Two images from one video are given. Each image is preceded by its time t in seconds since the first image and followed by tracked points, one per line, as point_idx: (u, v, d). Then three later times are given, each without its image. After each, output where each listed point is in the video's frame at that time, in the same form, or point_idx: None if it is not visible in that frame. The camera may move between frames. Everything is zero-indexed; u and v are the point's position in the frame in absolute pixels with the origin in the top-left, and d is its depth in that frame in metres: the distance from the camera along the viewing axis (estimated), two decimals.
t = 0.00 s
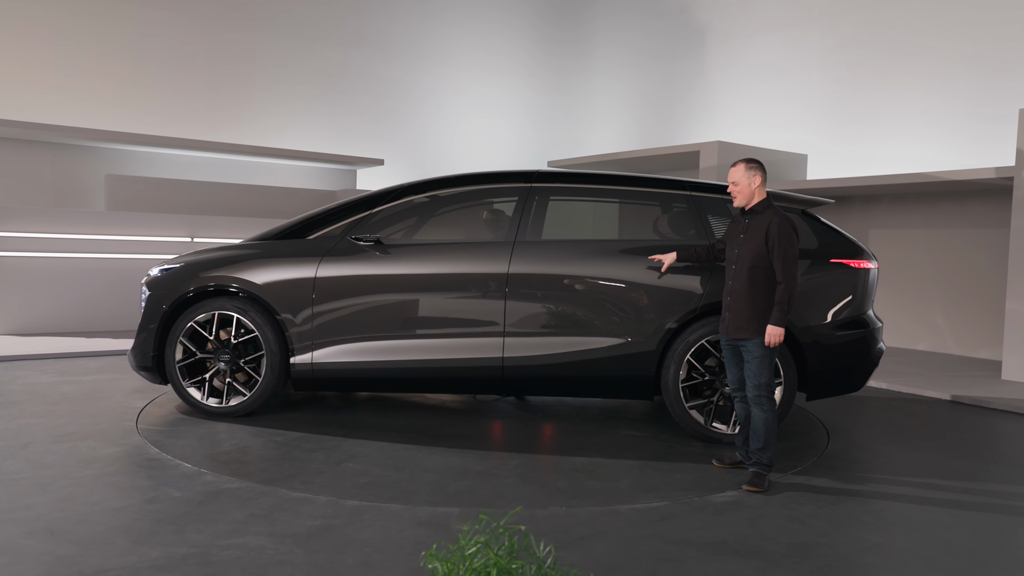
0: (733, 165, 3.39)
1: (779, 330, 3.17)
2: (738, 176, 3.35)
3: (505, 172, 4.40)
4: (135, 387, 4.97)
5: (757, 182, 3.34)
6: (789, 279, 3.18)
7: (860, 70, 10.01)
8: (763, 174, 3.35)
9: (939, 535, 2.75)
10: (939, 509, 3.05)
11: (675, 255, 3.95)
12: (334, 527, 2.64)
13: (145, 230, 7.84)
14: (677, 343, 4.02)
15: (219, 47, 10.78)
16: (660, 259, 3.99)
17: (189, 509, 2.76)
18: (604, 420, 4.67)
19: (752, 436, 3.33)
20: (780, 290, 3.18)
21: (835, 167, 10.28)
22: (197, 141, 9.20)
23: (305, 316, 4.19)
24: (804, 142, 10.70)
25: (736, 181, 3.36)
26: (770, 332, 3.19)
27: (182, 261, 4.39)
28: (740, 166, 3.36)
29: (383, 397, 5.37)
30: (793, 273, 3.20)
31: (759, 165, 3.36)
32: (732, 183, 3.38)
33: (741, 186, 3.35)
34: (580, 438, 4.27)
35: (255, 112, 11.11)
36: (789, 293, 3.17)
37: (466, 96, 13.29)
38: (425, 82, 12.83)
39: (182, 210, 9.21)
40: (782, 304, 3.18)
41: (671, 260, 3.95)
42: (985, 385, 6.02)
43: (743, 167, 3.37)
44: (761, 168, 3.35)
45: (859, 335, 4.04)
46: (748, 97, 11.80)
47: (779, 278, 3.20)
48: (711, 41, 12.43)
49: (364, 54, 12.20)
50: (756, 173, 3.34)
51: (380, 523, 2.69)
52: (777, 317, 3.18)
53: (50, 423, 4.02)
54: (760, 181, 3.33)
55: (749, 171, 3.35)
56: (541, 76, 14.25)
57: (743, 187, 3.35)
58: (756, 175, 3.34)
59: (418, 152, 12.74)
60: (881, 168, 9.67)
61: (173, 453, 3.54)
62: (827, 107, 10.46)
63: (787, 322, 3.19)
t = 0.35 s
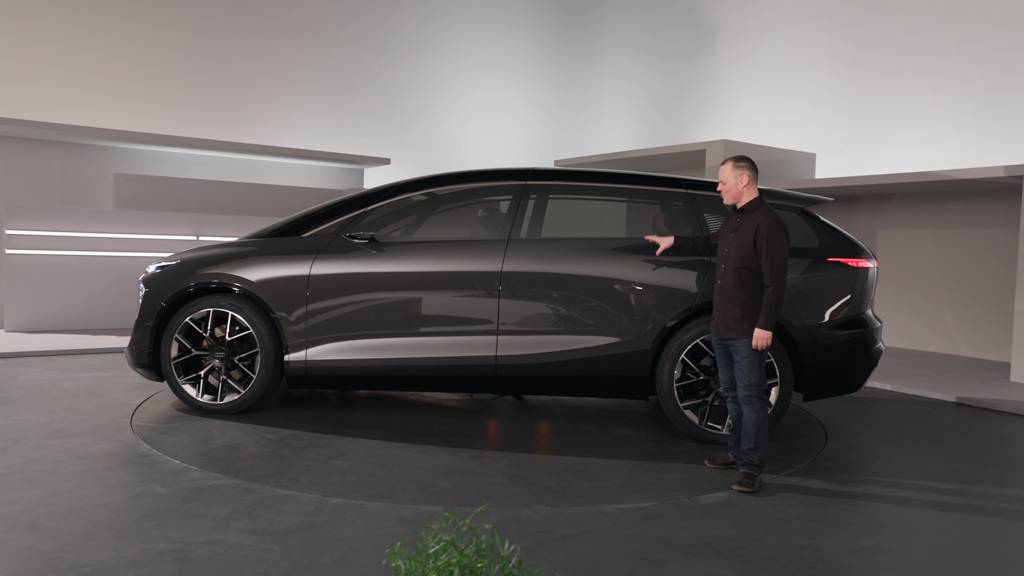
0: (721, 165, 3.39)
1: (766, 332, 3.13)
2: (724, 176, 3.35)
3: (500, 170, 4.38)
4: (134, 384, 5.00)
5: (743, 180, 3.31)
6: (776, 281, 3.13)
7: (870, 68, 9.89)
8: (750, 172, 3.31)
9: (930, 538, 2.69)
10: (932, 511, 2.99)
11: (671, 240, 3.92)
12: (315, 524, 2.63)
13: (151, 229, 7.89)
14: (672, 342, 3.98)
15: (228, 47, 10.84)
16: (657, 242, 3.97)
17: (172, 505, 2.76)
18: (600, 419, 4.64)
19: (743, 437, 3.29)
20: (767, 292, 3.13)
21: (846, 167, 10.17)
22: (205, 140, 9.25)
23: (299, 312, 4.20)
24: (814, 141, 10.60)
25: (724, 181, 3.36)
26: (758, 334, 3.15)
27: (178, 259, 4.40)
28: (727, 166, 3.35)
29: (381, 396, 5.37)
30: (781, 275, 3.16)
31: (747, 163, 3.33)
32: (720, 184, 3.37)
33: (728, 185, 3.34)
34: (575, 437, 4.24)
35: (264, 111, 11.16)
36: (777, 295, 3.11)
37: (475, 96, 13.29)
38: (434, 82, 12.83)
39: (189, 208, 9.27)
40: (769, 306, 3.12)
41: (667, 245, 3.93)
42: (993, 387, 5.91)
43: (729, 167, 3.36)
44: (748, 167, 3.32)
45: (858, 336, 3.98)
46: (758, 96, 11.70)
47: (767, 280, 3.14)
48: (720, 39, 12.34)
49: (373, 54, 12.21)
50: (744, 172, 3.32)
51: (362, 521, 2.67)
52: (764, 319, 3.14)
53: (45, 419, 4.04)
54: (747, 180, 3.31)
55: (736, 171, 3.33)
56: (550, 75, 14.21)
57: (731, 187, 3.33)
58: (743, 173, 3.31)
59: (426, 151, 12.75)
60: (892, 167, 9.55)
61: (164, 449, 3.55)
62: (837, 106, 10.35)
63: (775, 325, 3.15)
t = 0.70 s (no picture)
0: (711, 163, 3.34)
1: (753, 334, 3.08)
2: (713, 173, 3.31)
3: (495, 168, 4.35)
4: (133, 383, 5.02)
5: (732, 179, 3.27)
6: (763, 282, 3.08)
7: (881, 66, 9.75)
8: (739, 170, 3.26)
9: (921, 543, 2.63)
10: (926, 516, 2.92)
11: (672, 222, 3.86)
12: (294, 524, 2.61)
13: (157, 228, 7.93)
14: (667, 342, 3.93)
15: (237, 47, 10.88)
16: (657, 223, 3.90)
17: (154, 504, 2.76)
18: (596, 419, 4.59)
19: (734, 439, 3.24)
20: (754, 293, 3.08)
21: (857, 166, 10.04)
22: (211, 140, 9.28)
23: (292, 311, 4.18)
24: (825, 140, 10.47)
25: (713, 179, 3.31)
26: (745, 336, 3.11)
27: (173, 258, 4.41)
28: (716, 164, 3.31)
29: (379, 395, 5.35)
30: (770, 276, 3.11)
31: (736, 161, 3.28)
32: (710, 182, 3.33)
33: (718, 184, 3.30)
34: (569, 438, 4.20)
35: (272, 110, 11.19)
36: (764, 297, 3.06)
37: (483, 95, 13.26)
38: (442, 81, 12.81)
39: (196, 208, 9.31)
40: (756, 307, 3.08)
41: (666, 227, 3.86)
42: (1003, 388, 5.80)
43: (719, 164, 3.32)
44: (737, 165, 3.27)
45: (857, 336, 3.91)
46: (768, 94, 11.57)
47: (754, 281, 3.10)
48: (730, 36, 12.22)
49: (381, 53, 12.20)
50: (733, 170, 3.27)
51: (342, 521, 2.65)
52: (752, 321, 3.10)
53: (40, 418, 4.06)
54: (736, 178, 3.26)
55: (724, 169, 3.28)
56: (559, 74, 14.15)
57: (720, 186, 3.29)
58: (731, 172, 3.27)
59: (434, 151, 12.74)
60: (904, 165, 9.41)
61: (154, 448, 3.55)
62: (848, 104, 10.22)
63: (763, 326, 3.10)
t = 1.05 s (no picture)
0: (704, 161, 3.28)
1: (753, 333, 3.04)
2: (707, 173, 3.25)
3: (492, 169, 4.35)
4: (136, 383, 5.05)
5: (728, 177, 3.23)
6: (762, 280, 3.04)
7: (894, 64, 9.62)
8: (733, 169, 3.23)
9: (913, 550, 2.58)
10: (922, 522, 2.87)
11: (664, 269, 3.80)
12: (279, 525, 2.61)
13: (167, 229, 8.00)
14: (664, 344, 3.89)
15: (248, 48, 10.94)
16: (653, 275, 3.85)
17: (143, 504, 2.77)
18: (595, 421, 4.56)
19: (729, 443, 3.20)
20: (754, 291, 3.04)
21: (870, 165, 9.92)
22: (223, 142, 9.33)
23: (289, 310, 4.19)
24: (837, 140, 10.36)
25: (708, 178, 3.25)
26: (744, 335, 3.07)
27: (172, 259, 4.43)
28: (710, 162, 3.26)
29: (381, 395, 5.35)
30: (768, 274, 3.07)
31: (730, 160, 3.25)
32: (703, 181, 3.27)
33: (713, 183, 3.24)
34: (566, 440, 4.17)
35: (283, 111, 11.26)
36: (764, 295, 3.02)
37: (494, 96, 13.25)
38: (453, 82, 12.82)
39: (207, 209, 9.38)
40: (755, 306, 3.03)
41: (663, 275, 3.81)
42: (1014, 392, 5.68)
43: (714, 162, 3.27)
44: (731, 164, 3.24)
45: (857, 338, 3.85)
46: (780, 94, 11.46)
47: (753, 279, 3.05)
48: (742, 35, 12.13)
49: (392, 54, 12.23)
50: (728, 169, 3.24)
51: (327, 522, 2.65)
52: (751, 320, 3.05)
53: (41, 417, 4.09)
54: (732, 177, 3.23)
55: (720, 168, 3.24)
56: (571, 74, 14.11)
57: (717, 184, 3.23)
58: (726, 170, 3.23)
59: (444, 151, 12.75)
60: (917, 164, 9.28)
61: (150, 448, 3.57)
62: (861, 102, 10.10)
63: (762, 325, 3.06)
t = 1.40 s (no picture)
0: (703, 156, 3.22)
1: (758, 327, 3.01)
2: (710, 168, 3.20)
3: (491, 169, 4.35)
4: (142, 383, 5.10)
5: (729, 173, 3.22)
6: (766, 273, 3.03)
7: (908, 62, 9.49)
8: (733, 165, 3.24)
9: (905, 554, 2.54)
10: (918, 525, 2.82)
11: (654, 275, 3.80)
12: (268, 524, 2.62)
13: (179, 230, 8.08)
14: (662, 344, 3.86)
15: (260, 51, 11.02)
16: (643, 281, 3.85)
17: (135, 503, 2.79)
18: (596, 422, 4.54)
19: (725, 444, 3.17)
20: (758, 285, 3.02)
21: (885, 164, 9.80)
22: (234, 144, 9.40)
23: (289, 310, 4.22)
24: (851, 139, 10.25)
25: (711, 172, 3.20)
26: (750, 329, 3.03)
27: (175, 260, 4.47)
28: (712, 157, 3.21)
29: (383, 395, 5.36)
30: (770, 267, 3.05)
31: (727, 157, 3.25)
32: (705, 176, 3.21)
33: (717, 177, 3.20)
34: (565, 440, 4.16)
35: (296, 114, 11.34)
36: (768, 288, 3.00)
37: (505, 96, 13.25)
38: (465, 83, 12.85)
39: (218, 211, 9.46)
40: (760, 299, 3.01)
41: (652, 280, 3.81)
42: None
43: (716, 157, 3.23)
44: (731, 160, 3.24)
45: (858, 338, 3.80)
46: (793, 92, 11.35)
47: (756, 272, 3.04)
48: (754, 34, 12.03)
49: (403, 56, 12.27)
50: (729, 165, 3.23)
51: (315, 522, 2.66)
52: (757, 313, 3.02)
53: (47, 417, 4.15)
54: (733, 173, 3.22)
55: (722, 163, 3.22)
56: (583, 74, 14.07)
57: (721, 179, 3.20)
58: (728, 166, 3.22)
59: (456, 153, 12.77)
60: (932, 162, 9.15)
61: (149, 447, 3.61)
62: (874, 100, 9.97)
63: (767, 318, 3.03)
